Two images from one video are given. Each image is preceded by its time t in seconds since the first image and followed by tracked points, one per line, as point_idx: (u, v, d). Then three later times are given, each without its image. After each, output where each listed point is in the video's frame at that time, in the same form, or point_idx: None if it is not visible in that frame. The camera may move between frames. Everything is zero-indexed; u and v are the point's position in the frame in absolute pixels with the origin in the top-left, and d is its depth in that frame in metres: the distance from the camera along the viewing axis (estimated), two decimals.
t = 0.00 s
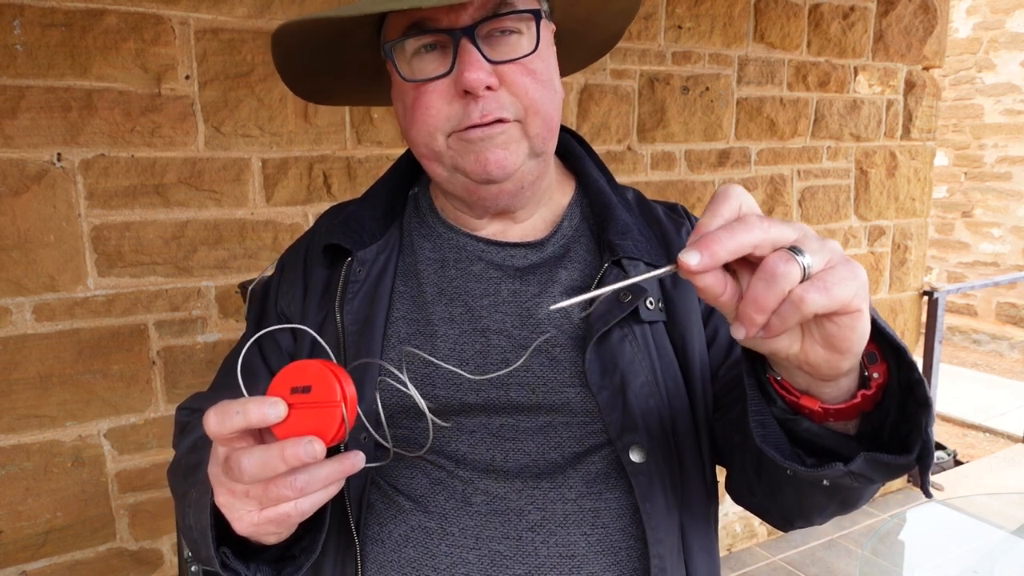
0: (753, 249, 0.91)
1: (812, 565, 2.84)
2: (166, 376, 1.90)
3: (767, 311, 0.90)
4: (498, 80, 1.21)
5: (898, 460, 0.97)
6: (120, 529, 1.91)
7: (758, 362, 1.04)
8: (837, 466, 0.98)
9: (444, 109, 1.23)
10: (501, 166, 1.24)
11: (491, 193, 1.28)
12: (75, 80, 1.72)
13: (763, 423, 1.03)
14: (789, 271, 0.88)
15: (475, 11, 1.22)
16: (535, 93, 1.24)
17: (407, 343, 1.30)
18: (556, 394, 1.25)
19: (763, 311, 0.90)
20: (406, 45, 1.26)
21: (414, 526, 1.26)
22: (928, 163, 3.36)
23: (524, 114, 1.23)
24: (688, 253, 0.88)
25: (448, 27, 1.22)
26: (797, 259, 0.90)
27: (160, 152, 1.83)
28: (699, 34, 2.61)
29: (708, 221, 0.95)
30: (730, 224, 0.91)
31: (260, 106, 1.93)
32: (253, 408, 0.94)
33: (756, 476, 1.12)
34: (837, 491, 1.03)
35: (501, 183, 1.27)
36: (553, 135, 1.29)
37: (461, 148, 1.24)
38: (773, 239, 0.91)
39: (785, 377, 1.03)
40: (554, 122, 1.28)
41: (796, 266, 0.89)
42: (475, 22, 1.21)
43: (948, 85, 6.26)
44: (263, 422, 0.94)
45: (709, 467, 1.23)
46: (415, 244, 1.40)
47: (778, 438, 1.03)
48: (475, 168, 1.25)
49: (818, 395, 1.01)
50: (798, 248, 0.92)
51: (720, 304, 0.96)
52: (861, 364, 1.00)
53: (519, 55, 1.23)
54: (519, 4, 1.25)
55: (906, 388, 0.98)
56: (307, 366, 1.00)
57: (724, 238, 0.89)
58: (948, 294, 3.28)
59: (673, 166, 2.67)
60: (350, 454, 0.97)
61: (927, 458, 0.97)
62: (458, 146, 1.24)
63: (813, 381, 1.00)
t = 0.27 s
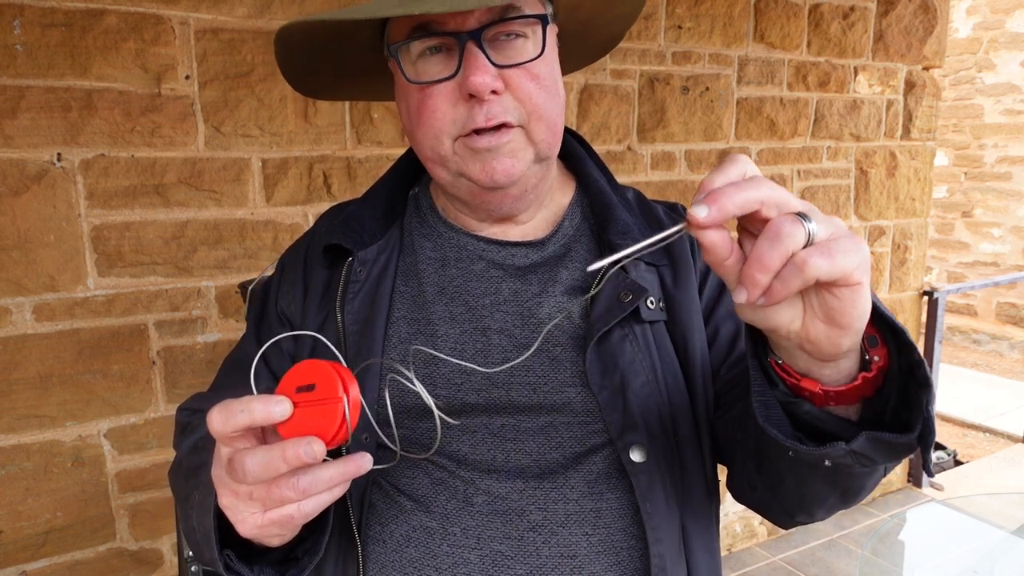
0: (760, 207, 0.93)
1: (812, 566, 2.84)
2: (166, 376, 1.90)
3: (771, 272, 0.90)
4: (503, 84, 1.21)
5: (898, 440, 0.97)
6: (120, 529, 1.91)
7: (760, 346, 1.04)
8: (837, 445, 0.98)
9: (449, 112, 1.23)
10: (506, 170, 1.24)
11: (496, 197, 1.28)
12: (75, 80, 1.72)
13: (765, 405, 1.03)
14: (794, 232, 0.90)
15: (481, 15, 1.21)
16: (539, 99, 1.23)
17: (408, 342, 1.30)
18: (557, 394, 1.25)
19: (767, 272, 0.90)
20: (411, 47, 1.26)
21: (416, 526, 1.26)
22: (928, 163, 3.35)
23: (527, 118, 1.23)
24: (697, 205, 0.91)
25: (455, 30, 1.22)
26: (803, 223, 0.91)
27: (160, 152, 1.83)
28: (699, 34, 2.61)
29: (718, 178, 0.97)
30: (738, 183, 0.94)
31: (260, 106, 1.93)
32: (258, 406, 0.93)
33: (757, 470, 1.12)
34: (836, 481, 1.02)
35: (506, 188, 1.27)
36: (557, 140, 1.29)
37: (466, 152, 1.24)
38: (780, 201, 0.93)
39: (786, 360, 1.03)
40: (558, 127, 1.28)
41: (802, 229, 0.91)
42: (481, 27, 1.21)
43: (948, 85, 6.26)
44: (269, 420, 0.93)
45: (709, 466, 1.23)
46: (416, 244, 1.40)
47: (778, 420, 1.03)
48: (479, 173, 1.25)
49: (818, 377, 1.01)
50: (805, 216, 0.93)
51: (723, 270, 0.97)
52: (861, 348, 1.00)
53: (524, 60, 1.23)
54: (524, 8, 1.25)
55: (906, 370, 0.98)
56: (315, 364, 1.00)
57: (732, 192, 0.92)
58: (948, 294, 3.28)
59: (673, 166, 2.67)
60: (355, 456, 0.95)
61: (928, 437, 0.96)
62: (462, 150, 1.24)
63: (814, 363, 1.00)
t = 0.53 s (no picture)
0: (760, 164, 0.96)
1: (812, 566, 2.84)
2: (166, 376, 1.90)
3: (772, 225, 0.90)
4: (513, 85, 1.21)
5: (900, 394, 0.92)
6: (120, 529, 1.91)
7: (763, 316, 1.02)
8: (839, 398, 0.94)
9: (461, 115, 1.23)
10: (520, 170, 1.24)
11: (503, 197, 1.28)
12: (75, 80, 1.72)
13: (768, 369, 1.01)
14: (793, 185, 0.91)
15: (487, 16, 1.21)
16: (548, 98, 1.24)
17: (409, 339, 1.30)
18: (559, 391, 1.24)
19: (768, 224, 0.90)
20: (418, 52, 1.26)
21: (416, 524, 1.26)
22: (928, 163, 3.36)
23: (537, 118, 1.23)
24: (699, 161, 0.95)
25: (462, 33, 1.21)
26: (803, 179, 0.93)
27: (160, 152, 1.83)
28: (699, 34, 2.61)
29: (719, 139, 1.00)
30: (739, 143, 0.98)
31: (260, 106, 1.93)
32: (270, 395, 0.94)
33: (758, 458, 1.12)
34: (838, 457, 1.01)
35: (517, 188, 1.27)
36: (566, 138, 1.30)
37: (477, 154, 1.24)
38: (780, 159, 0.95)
39: (790, 329, 1.00)
40: (566, 125, 1.28)
41: (801, 184, 0.92)
42: (488, 28, 1.21)
43: (948, 85, 6.26)
44: (279, 409, 0.94)
45: (712, 463, 1.23)
46: (417, 241, 1.40)
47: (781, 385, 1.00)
48: (492, 174, 1.25)
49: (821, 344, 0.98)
50: (805, 175, 0.95)
51: (726, 230, 0.96)
52: (862, 316, 0.98)
53: (531, 60, 1.23)
54: (529, 8, 1.25)
55: (907, 334, 0.95)
56: (326, 358, 1.02)
57: (733, 149, 0.95)
58: (948, 294, 3.28)
59: (673, 166, 2.67)
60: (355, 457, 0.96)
61: (930, 391, 0.91)
62: (473, 152, 1.24)
63: (817, 327, 0.97)
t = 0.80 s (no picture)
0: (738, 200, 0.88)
1: (813, 566, 2.84)
2: (166, 376, 1.90)
3: (745, 267, 0.85)
4: (511, 85, 1.21)
5: (867, 433, 0.94)
6: (120, 529, 1.91)
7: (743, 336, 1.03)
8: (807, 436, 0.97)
9: (460, 116, 1.23)
10: (518, 171, 1.24)
11: (504, 197, 1.28)
12: (75, 80, 1.72)
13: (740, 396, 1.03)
14: (768, 228, 0.83)
15: (485, 17, 1.20)
16: (547, 98, 1.24)
17: (411, 340, 1.30)
18: (562, 391, 1.24)
19: (741, 269, 0.86)
20: (417, 54, 1.25)
21: (419, 525, 1.26)
22: (928, 163, 3.36)
23: (536, 117, 1.23)
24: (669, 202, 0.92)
25: (459, 34, 1.21)
26: (780, 217, 0.84)
27: (160, 152, 1.83)
28: (698, 34, 2.61)
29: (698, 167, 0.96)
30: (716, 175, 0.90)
31: (260, 106, 1.93)
32: (269, 389, 0.94)
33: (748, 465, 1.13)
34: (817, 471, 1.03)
35: (517, 189, 1.27)
36: (565, 136, 1.30)
37: (476, 155, 1.24)
38: (757, 193, 0.87)
39: (768, 350, 1.01)
40: (565, 123, 1.28)
41: (776, 225, 0.83)
42: (485, 28, 1.20)
43: (948, 85, 6.25)
44: (278, 403, 0.94)
45: (713, 467, 1.22)
46: (419, 241, 1.40)
47: (753, 410, 1.02)
48: (491, 175, 1.25)
49: (797, 368, 0.99)
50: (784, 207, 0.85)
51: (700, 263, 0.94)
52: (840, 341, 0.97)
53: (530, 60, 1.23)
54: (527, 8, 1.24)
55: (885, 364, 0.94)
56: (327, 353, 1.03)
57: (706, 186, 0.88)
58: (948, 294, 3.28)
59: (673, 166, 2.67)
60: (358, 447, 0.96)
61: (898, 430, 0.93)
62: (473, 153, 1.24)
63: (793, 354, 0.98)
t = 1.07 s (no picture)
0: (751, 292, 0.89)
1: (812, 565, 2.84)
2: (166, 376, 1.90)
3: (757, 353, 0.91)
4: (493, 82, 1.21)
5: (877, 508, 1.01)
6: (120, 529, 1.91)
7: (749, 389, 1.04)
8: (816, 509, 1.02)
9: (443, 115, 1.23)
10: (507, 170, 1.24)
11: (497, 197, 1.28)
12: (75, 80, 1.72)
13: (749, 453, 1.05)
14: (785, 317, 0.87)
15: (465, 15, 1.21)
16: (532, 94, 1.23)
17: (411, 341, 1.30)
18: (562, 393, 1.24)
19: (753, 353, 0.91)
20: (400, 53, 1.27)
21: (418, 526, 1.26)
22: (928, 163, 3.36)
23: (522, 115, 1.23)
24: (678, 295, 0.89)
25: (440, 33, 1.22)
26: (794, 303, 0.88)
27: (160, 152, 1.83)
28: (699, 34, 2.61)
29: (706, 250, 0.95)
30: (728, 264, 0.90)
31: (260, 106, 1.93)
32: (273, 386, 0.94)
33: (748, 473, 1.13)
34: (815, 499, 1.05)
35: (508, 188, 1.27)
36: (557, 133, 1.29)
37: (463, 154, 1.24)
38: (772, 282, 0.89)
39: (774, 403, 1.02)
40: (556, 121, 1.28)
41: (793, 312, 0.88)
42: (465, 26, 1.21)
43: (948, 85, 6.25)
44: (282, 401, 0.94)
45: (713, 470, 1.22)
46: (420, 241, 1.40)
47: (762, 467, 1.05)
48: (478, 174, 1.25)
49: (803, 426, 1.01)
50: (797, 290, 0.90)
51: (713, 335, 0.98)
52: (852, 403, 0.98)
53: (513, 56, 1.22)
54: (511, 5, 1.24)
55: (897, 434, 0.98)
56: (331, 351, 1.03)
57: (717, 280, 0.88)
58: (948, 294, 3.28)
59: (673, 166, 2.67)
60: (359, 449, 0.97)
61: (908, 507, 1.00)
62: (459, 151, 1.24)
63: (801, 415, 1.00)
